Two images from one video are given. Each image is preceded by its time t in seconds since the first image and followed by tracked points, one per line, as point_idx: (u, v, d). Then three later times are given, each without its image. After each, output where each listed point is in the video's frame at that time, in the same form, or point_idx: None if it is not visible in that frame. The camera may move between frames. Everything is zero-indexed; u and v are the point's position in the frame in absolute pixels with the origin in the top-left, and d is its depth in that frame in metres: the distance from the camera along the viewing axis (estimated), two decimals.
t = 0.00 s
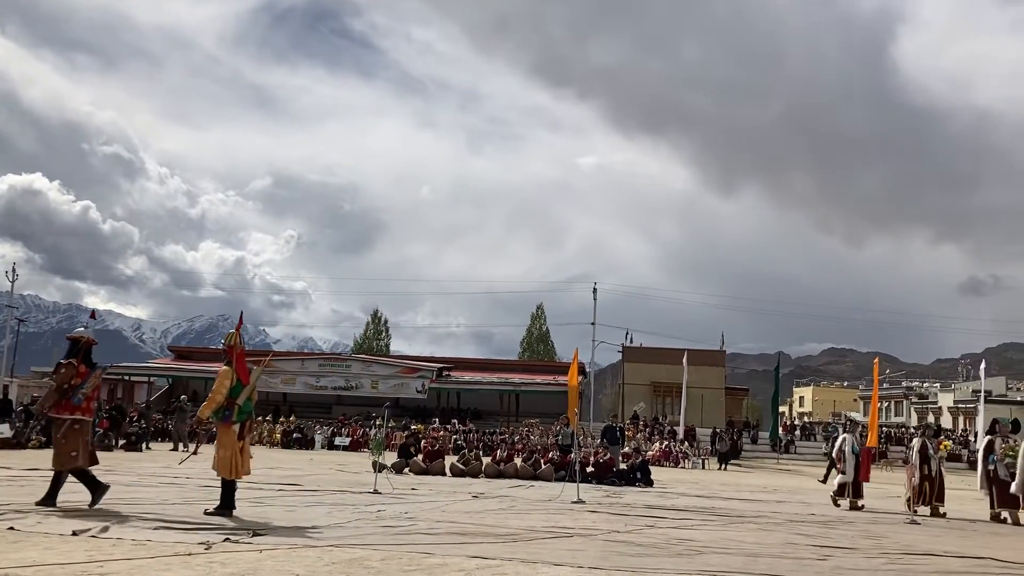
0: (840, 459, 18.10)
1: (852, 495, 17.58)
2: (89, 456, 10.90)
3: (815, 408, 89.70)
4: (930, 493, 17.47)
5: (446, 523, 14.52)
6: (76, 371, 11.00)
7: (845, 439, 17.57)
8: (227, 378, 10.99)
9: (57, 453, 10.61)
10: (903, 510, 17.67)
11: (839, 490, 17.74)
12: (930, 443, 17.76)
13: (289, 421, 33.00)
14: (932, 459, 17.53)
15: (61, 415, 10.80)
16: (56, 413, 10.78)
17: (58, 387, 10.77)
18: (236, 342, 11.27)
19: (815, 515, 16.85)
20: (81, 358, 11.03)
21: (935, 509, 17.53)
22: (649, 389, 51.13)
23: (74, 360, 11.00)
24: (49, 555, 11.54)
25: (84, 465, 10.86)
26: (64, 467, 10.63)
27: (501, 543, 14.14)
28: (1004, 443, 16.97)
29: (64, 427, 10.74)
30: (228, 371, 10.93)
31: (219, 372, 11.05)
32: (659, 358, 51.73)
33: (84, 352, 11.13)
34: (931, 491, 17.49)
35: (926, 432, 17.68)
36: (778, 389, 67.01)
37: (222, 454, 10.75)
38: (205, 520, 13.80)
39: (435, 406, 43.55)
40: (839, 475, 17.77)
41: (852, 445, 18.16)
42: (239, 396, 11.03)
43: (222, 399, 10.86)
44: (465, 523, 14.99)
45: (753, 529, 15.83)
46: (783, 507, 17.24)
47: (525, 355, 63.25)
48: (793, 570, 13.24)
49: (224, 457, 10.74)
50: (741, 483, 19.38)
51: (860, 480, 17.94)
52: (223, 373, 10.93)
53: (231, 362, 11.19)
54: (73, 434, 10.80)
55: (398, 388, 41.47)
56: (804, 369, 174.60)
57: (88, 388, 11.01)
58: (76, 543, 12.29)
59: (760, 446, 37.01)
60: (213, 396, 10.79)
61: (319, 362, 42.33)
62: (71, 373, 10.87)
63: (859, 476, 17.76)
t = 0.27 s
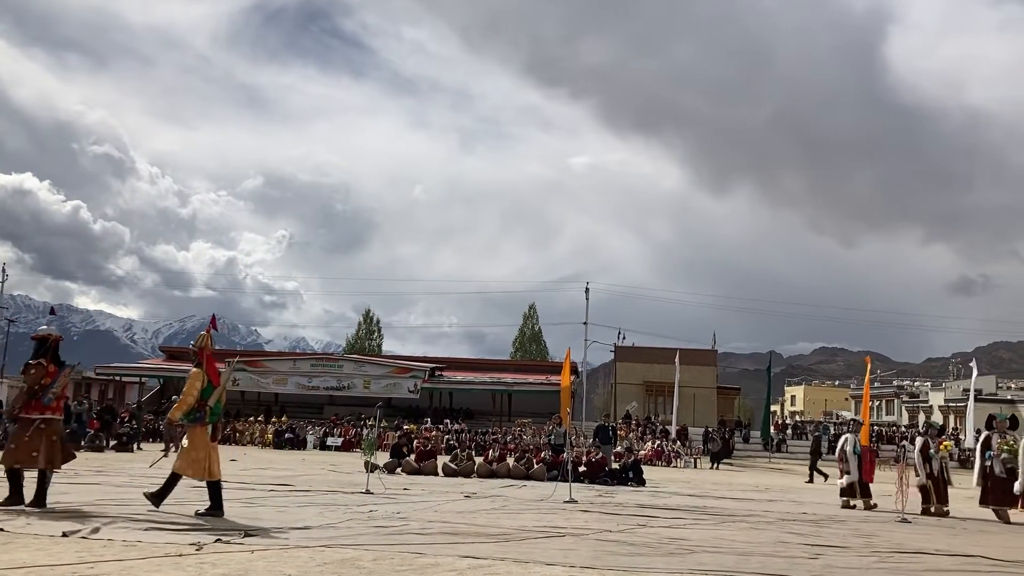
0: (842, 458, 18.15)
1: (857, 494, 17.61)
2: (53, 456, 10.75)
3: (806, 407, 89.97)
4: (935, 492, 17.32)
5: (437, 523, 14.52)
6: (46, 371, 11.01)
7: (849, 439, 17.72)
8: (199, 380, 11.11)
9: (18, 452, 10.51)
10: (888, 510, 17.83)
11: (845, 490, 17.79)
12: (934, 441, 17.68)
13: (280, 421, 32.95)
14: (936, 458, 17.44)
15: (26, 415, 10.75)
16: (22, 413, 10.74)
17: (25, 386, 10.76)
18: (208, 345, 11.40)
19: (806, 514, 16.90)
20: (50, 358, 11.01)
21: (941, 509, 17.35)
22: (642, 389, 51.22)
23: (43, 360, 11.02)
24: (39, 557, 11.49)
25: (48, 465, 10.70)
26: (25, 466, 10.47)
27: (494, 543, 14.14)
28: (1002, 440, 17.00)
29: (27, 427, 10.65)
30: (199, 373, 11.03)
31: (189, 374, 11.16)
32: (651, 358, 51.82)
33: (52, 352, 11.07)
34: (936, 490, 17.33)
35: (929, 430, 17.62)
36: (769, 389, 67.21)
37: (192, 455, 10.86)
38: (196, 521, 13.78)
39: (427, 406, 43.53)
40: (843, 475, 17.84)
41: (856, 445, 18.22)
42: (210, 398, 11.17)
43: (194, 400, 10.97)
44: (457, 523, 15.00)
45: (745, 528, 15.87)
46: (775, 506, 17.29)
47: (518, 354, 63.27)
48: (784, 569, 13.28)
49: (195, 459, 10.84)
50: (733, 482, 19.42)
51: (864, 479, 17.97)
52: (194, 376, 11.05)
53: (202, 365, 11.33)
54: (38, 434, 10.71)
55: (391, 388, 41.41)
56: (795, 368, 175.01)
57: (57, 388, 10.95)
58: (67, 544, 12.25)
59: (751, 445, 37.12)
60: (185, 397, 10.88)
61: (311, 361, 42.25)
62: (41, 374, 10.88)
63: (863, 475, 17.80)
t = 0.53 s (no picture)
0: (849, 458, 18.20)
1: (861, 494, 17.74)
2: (22, 461, 10.69)
3: (801, 407, 90.12)
4: (941, 492, 17.21)
5: (432, 523, 14.50)
6: (11, 377, 10.86)
7: (854, 440, 17.83)
8: (168, 379, 11.20)
9: None
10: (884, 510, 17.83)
11: (849, 490, 17.95)
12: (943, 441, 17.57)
13: (275, 422, 32.90)
14: (942, 458, 17.35)
15: None
16: None
17: None
18: (176, 343, 11.50)
19: (801, 513, 16.93)
20: (14, 363, 10.88)
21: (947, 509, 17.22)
22: (637, 389, 51.25)
23: (9, 365, 10.88)
24: (33, 558, 11.46)
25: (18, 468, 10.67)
26: None
27: (489, 543, 14.13)
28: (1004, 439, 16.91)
29: None
30: (168, 372, 11.13)
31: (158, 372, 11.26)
32: (646, 358, 51.84)
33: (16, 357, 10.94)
34: (942, 489, 17.23)
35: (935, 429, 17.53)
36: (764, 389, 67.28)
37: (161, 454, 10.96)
38: (191, 522, 13.75)
39: (422, 406, 43.51)
40: (849, 475, 17.97)
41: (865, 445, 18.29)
42: (178, 397, 11.28)
43: (163, 399, 11.07)
44: (452, 523, 14.99)
45: (740, 527, 15.89)
46: (770, 506, 17.30)
47: (513, 355, 63.27)
48: (778, 568, 13.30)
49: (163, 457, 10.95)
50: (728, 482, 19.44)
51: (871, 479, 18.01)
52: (163, 374, 11.15)
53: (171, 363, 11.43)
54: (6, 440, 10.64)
55: (386, 388, 41.37)
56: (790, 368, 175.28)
57: (21, 394, 10.81)
58: (61, 546, 12.22)
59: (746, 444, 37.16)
60: (154, 396, 10.98)
61: (306, 362, 42.20)
62: (4, 380, 10.72)
63: (869, 476, 17.86)
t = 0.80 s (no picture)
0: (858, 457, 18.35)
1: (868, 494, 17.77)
2: None
3: (798, 407, 90.23)
4: (945, 491, 17.09)
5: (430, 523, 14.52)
6: None
7: (862, 440, 17.94)
8: (145, 375, 11.17)
9: None
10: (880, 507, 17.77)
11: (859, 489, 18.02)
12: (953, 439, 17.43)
13: (272, 423, 32.90)
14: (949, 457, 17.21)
15: None
16: None
17: None
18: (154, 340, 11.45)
19: (799, 513, 16.96)
20: None
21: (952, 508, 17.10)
22: (634, 389, 51.29)
23: None
24: (31, 560, 11.46)
25: None
26: None
27: (488, 543, 14.14)
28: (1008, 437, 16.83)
29: None
30: (145, 369, 11.11)
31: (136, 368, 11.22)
32: (644, 358, 51.88)
33: None
34: (946, 488, 17.11)
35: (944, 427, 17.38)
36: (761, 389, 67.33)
37: (137, 450, 10.97)
38: (189, 523, 13.76)
39: (420, 407, 43.51)
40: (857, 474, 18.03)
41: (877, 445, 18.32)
42: (155, 394, 11.27)
43: (140, 396, 11.06)
44: (450, 523, 15.01)
45: (738, 527, 15.93)
46: (768, 506, 17.33)
47: (510, 355, 63.30)
48: (776, 568, 13.33)
49: (138, 454, 10.95)
50: (726, 482, 19.48)
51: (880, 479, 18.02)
52: (141, 370, 11.11)
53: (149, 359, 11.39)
54: None
55: (383, 389, 41.38)
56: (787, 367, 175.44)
57: None
58: (59, 547, 12.22)
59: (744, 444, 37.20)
60: (133, 393, 10.96)
61: (303, 363, 42.21)
62: None
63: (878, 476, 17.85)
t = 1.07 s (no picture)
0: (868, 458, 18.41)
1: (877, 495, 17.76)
2: None
3: (796, 407, 90.30)
4: (952, 493, 16.94)
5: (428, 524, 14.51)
6: None
7: (873, 440, 17.98)
8: (120, 378, 11.11)
9: None
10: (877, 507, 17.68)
11: (869, 491, 18.02)
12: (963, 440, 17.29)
13: (270, 423, 32.87)
14: (958, 458, 17.06)
15: None
16: None
17: None
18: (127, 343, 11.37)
19: (797, 513, 16.98)
20: None
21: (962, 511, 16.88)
22: (632, 389, 51.31)
23: None
24: (29, 562, 11.44)
25: None
26: None
27: (487, 544, 14.14)
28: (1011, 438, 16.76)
29: None
30: (119, 373, 11.05)
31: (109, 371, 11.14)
32: (642, 358, 51.90)
33: None
34: (953, 490, 16.94)
35: (951, 427, 17.31)
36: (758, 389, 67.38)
37: (113, 454, 10.99)
38: (188, 525, 13.74)
39: (418, 407, 43.51)
40: (867, 476, 18.05)
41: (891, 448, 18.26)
42: (129, 397, 11.23)
43: (115, 400, 11.01)
44: (449, 524, 15.01)
45: (737, 527, 15.93)
46: (766, 506, 17.34)
47: (508, 355, 63.30)
48: (774, 568, 13.34)
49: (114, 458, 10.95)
50: (725, 482, 19.49)
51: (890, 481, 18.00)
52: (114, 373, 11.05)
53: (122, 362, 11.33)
54: None
55: (381, 389, 41.36)
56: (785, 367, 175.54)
57: None
58: (57, 549, 12.20)
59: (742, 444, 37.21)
60: (107, 396, 10.90)
61: (301, 363, 42.18)
62: None
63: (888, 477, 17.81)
